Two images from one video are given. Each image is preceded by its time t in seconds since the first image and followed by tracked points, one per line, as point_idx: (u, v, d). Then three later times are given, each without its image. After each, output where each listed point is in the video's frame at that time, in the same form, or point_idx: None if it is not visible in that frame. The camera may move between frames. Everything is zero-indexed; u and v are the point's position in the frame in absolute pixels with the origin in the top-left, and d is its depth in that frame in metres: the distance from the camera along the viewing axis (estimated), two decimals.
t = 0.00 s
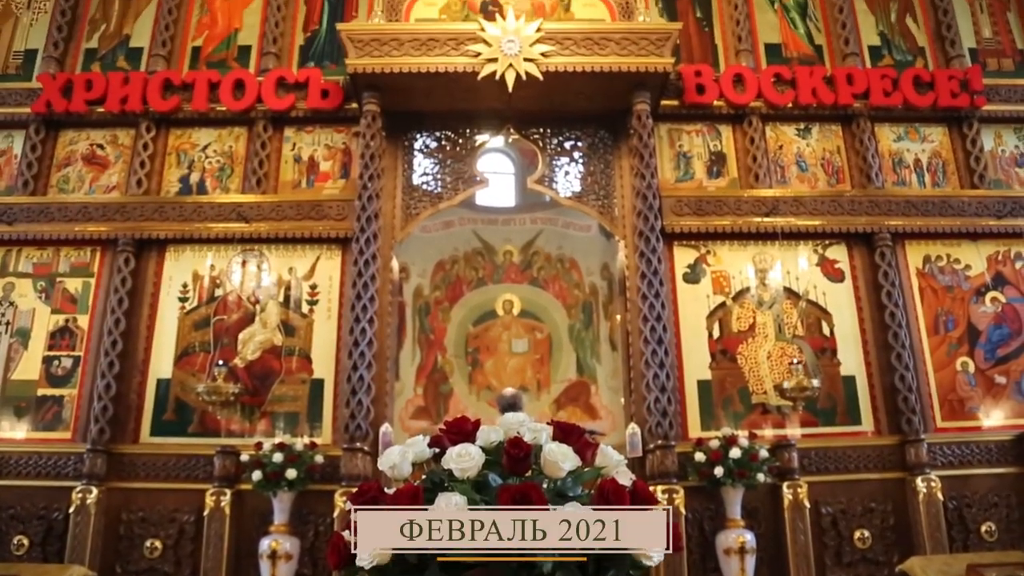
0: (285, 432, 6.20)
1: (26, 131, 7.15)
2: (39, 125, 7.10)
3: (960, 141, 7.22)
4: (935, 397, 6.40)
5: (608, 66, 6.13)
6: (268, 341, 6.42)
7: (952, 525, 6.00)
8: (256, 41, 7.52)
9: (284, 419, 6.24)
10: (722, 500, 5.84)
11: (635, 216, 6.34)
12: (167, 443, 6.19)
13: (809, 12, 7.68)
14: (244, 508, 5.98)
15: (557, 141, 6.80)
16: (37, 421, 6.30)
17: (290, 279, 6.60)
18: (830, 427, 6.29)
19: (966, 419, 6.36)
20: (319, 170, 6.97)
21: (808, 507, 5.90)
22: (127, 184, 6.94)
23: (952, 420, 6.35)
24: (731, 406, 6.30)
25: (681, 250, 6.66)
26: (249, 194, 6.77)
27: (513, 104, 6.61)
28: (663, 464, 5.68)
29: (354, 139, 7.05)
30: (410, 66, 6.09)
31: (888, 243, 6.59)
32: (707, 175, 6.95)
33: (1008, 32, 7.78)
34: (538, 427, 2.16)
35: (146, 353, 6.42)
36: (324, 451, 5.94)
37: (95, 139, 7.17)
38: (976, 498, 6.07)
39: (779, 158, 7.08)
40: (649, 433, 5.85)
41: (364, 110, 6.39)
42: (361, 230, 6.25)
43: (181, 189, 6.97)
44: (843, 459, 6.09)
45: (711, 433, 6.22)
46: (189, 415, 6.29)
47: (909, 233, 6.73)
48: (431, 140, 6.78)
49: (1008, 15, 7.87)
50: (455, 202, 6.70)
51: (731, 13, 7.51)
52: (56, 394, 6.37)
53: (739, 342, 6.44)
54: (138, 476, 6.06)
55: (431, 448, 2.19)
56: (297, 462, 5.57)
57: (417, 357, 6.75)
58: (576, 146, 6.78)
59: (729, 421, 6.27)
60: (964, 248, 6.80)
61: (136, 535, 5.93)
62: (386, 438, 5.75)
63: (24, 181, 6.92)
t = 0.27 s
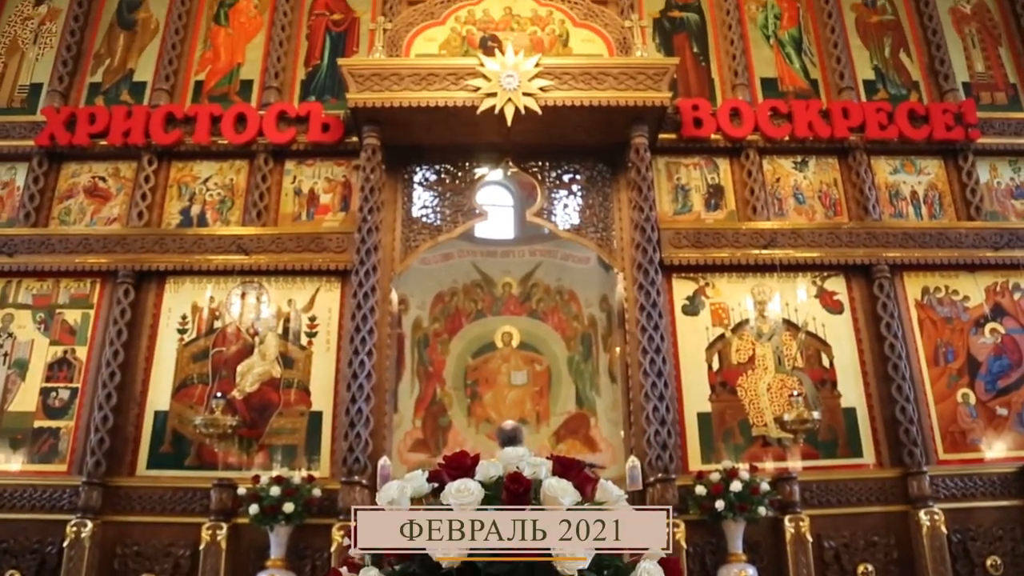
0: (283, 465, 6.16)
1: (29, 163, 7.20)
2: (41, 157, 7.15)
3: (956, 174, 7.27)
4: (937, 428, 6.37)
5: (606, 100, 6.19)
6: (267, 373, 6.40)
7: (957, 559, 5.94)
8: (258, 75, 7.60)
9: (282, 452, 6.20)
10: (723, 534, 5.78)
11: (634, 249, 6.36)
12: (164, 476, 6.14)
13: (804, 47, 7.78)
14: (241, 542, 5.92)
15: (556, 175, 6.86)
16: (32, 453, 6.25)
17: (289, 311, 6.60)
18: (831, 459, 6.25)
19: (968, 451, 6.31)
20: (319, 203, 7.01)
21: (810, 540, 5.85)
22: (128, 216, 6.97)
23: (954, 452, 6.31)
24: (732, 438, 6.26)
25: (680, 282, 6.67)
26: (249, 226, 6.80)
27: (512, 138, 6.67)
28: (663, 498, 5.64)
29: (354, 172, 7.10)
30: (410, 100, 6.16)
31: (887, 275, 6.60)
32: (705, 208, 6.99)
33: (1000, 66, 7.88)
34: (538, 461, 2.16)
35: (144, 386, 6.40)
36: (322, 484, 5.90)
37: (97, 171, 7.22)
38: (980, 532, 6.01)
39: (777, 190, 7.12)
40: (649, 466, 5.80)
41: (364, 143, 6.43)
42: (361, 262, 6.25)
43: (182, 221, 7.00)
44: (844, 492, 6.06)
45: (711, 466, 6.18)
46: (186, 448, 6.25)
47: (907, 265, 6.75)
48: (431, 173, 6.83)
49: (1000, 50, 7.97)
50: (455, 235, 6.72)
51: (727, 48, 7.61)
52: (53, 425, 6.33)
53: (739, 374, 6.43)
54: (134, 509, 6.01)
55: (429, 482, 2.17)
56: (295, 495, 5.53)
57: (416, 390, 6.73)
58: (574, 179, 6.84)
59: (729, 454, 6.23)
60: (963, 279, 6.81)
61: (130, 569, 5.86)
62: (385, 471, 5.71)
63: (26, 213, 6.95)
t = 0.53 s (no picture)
0: (280, 497, 6.11)
1: (32, 194, 7.24)
2: (44, 188, 7.19)
3: (953, 205, 7.30)
4: (939, 460, 6.33)
5: (605, 132, 6.24)
6: (266, 405, 6.38)
7: None
8: (260, 108, 7.68)
9: (279, 484, 6.16)
10: (725, 567, 5.72)
11: (633, 280, 6.36)
12: (161, 508, 6.09)
13: (801, 80, 7.87)
14: None
15: (555, 207, 6.90)
16: (28, 485, 6.21)
17: (288, 342, 6.60)
18: (833, 491, 6.20)
19: (972, 482, 6.27)
20: (319, 235, 7.03)
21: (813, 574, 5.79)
22: (129, 247, 6.99)
23: (958, 484, 6.26)
24: (733, 471, 6.22)
25: (680, 314, 6.68)
26: (249, 257, 6.81)
27: (512, 171, 6.71)
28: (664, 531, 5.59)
29: (354, 204, 7.14)
30: (411, 133, 6.21)
31: (886, 305, 6.61)
32: (704, 239, 7.02)
33: (995, 98, 7.96)
34: (538, 495, 2.14)
35: (142, 417, 6.37)
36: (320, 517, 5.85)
37: (99, 203, 7.25)
38: (985, 564, 5.95)
39: (775, 222, 7.16)
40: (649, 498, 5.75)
41: (364, 176, 6.47)
42: (361, 294, 6.24)
43: (182, 253, 7.02)
44: (847, 524, 6.01)
45: (712, 498, 6.14)
46: (184, 480, 6.20)
47: (906, 295, 6.75)
48: (431, 205, 6.87)
49: (994, 82, 8.05)
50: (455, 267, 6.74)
51: (725, 80, 7.69)
52: (49, 457, 6.29)
53: (739, 406, 6.41)
54: (130, 542, 5.95)
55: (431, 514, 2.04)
56: (292, 528, 5.48)
57: (415, 422, 6.71)
58: (573, 211, 6.87)
59: (730, 486, 6.19)
60: (962, 310, 6.82)
61: None
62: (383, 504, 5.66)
63: (27, 244, 6.97)
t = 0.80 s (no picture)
0: (279, 528, 6.06)
1: (34, 224, 7.28)
2: (46, 218, 7.23)
3: (951, 234, 7.33)
4: (943, 490, 6.28)
5: (604, 164, 6.29)
6: (265, 436, 6.36)
7: None
8: (262, 139, 7.75)
9: (277, 515, 6.11)
10: None
11: (633, 310, 6.36)
12: (157, 540, 6.03)
13: (798, 111, 7.95)
14: None
15: (555, 237, 6.92)
16: (24, 516, 6.15)
17: (288, 372, 6.59)
18: (836, 523, 6.14)
19: (976, 513, 6.21)
20: (320, 264, 7.05)
21: None
22: (130, 276, 7.01)
23: (962, 515, 6.20)
24: (735, 502, 6.18)
25: (680, 344, 6.67)
26: (249, 287, 6.83)
27: (512, 201, 6.75)
28: (666, 563, 5.53)
29: (354, 234, 7.17)
30: (411, 164, 6.25)
31: (886, 335, 6.60)
32: (704, 269, 7.04)
33: (990, 129, 8.03)
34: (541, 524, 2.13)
35: (140, 447, 6.34)
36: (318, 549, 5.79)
37: (101, 232, 7.28)
38: None
39: (775, 252, 7.18)
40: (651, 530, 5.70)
41: (365, 207, 6.49)
42: (361, 323, 6.21)
43: (182, 282, 7.03)
44: (850, 556, 5.96)
45: (714, 530, 6.09)
46: (181, 511, 6.15)
47: (906, 325, 6.75)
48: (431, 236, 6.90)
49: (990, 113, 8.12)
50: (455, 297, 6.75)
51: (723, 112, 7.76)
52: (46, 487, 6.24)
53: (740, 437, 6.38)
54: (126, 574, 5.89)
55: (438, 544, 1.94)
56: (290, 560, 5.44)
57: (414, 452, 6.67)
58: (573, 242, 6.90)
59: (732, 518, 6.13)
60: (963, 339, 6.81)
61: None
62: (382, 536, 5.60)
63: (28, 272, 6.98)
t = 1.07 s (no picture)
0: (277, 558, 6.01)
1: (36, 251, 7.30)
2: (48, 245, 7.25)
3: (951, 261, 7.35)
4: (947, 519, 6.23)
5: (604, 192, 6.34)
6: (263, 464, 6.32)
7: None
8: (264, 168, 7.81)
9: (276, 545, 6.07)
10: None
11: (633, 338, 6.35)
12: (154, 570, 5.98)
13: (796, 140, 8.01)
14: None
15: (555, 265, 6.94)
16: (20, 545, 6.10)
17: (288, 401, 6.58)
18: (839, 553, 6.10)
19: (980, 543, 6.16)
20: (320, 292, 7.07)
21: None
22: (131, 304, 7.01)
23: (966, 544, 6.15)
24: (737, 532, 6.13)
25: (680, 372, 6.67)
26: (250, 315, 6.84)
27: (512, 230, 6.78)
28: None
29: (355, 262, 7.20)
30: (411, 193, 6.29)
31: (887, 362, 6.59)
32: (704, 297, 7.05)
33: (987, 157, 8.08)
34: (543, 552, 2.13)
35: (138, 476, 6.30)
36: None
37: (103, 260, 7.31)
38: None
39: (774, 280, 7.20)
40: (653, 560, 5.65)
41: (366, 236, 6.53)
42: (361, 352, 6.22)
43: (183, 309, 7.04)
44: None
45: (716, 560, 6.03)
46: (179, 540, 6.10)
47: (907, 352, 6.74)
48: (432, 264, 6.92)
49: (986, 141, 8.18)
50: (455, 325, 6.76)
51: (721, 141, 7.83)
52: (43, 515, 6.20)
53: (742, 466, 6.34)
54: None
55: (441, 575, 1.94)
56: None
57: (415, 480, 6.60)
58: (573, 270, 6.92)
59: (735, 548, 6.08)
60: (964, 366, 6.80)
61: None
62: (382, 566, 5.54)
63: (30, 300, 7.00)
